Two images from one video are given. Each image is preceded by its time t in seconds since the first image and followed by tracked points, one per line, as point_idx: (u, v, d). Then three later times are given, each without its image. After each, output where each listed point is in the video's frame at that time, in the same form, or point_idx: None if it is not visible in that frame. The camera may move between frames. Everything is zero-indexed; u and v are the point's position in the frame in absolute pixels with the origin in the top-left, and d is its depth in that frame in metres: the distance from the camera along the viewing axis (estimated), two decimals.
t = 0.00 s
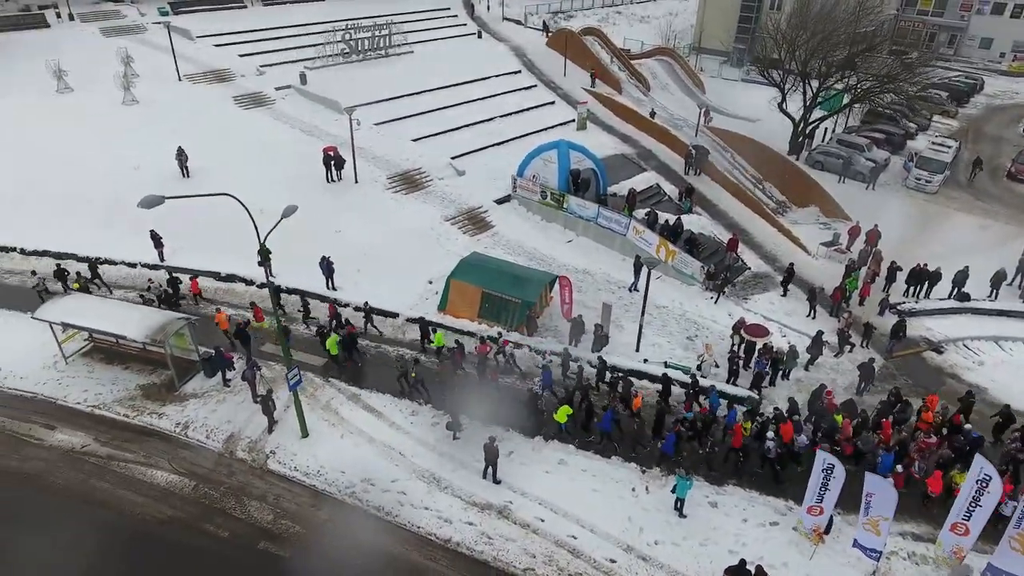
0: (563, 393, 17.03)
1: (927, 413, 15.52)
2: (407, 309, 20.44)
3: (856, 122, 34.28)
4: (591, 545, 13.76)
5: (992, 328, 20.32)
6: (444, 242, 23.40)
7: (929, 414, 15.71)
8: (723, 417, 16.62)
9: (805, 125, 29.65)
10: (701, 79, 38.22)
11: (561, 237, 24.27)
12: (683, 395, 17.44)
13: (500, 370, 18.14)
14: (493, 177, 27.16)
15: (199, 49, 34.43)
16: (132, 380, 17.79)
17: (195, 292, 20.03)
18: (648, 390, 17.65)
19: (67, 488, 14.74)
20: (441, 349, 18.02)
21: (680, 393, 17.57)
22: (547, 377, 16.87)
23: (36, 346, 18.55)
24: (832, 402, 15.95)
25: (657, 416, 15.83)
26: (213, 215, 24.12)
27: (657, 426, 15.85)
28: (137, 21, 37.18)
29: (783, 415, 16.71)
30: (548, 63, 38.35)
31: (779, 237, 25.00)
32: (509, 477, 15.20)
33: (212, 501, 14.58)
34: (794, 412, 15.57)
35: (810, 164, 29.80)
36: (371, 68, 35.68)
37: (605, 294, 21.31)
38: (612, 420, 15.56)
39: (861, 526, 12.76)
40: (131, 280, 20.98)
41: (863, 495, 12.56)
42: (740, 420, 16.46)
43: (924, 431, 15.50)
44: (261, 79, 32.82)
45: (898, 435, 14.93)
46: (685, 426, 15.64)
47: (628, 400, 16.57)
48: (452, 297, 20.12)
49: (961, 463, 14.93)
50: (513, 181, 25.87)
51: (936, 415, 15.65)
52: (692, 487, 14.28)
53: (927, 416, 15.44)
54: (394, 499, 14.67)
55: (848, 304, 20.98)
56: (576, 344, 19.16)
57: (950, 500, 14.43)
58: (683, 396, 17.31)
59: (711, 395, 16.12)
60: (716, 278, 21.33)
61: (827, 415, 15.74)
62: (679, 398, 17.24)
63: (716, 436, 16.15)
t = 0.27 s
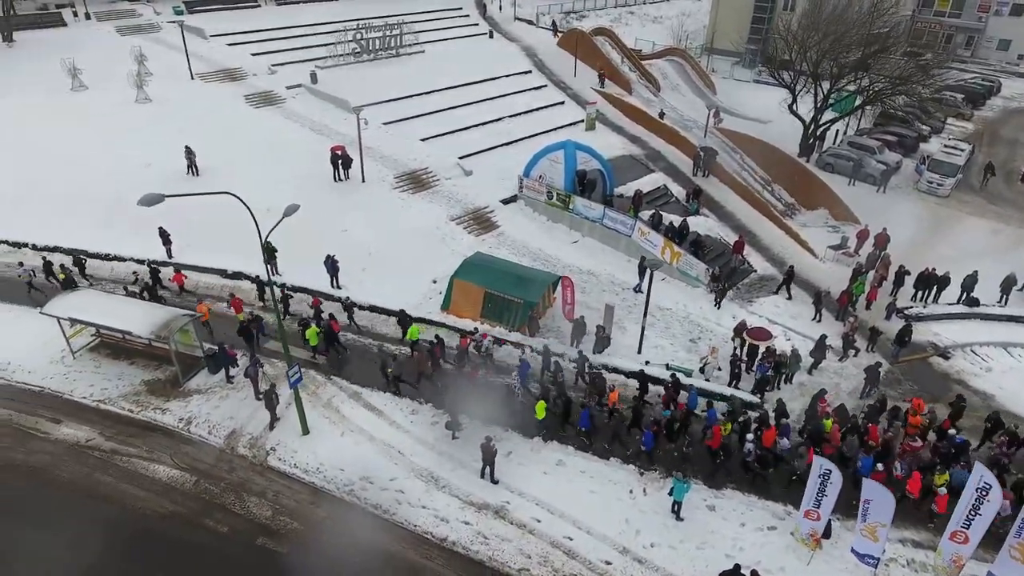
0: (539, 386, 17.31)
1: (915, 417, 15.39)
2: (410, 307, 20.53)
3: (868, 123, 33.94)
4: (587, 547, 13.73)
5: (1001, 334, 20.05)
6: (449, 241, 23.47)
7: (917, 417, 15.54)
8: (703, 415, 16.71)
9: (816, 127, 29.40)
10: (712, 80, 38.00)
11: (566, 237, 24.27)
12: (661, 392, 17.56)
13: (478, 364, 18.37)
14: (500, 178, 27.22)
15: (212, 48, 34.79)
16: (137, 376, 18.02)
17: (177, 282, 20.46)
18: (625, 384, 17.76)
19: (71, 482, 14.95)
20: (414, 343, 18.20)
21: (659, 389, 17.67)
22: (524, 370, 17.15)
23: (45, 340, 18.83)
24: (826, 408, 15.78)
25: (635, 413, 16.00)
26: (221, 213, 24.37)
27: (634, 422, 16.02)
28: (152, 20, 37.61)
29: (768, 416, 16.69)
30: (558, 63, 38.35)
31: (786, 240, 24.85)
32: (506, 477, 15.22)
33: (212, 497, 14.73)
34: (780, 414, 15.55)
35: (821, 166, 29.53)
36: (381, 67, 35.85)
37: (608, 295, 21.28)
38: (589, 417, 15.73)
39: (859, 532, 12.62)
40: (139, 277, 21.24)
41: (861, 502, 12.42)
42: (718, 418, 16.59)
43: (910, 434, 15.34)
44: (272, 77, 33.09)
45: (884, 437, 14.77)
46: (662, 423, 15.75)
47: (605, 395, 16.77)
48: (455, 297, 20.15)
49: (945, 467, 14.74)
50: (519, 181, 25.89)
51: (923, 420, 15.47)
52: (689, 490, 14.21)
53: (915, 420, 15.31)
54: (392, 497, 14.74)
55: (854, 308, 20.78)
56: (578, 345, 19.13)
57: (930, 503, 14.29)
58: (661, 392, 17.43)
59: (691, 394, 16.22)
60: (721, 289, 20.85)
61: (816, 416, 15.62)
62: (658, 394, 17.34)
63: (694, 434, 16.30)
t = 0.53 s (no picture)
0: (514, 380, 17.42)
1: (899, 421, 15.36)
2: (411, 307, 20.59)
3: (876, 125, 33.66)
4: (581, 548, 13.71)
5: (1006, 339, 19.83)
6: (451, 241, 23.52)
7: (899, 421, 15.50)
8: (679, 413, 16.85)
9: (823, 129, 29.20)
10: (720, 80, 37.84)
11: (569, 238, 24.25)
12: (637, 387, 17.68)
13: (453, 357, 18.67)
14: (504, 178, 27.25)
15: (221, 48, 35.05)
16: (139, 372, 18.19)
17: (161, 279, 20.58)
18: (598, 379, 17.91)
19: (71, 477, 15.11)
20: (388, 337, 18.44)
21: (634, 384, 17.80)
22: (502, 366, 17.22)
23: (50, 337, 19.06)
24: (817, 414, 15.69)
25: (611, 411, 16.02)
26: (225, 211, 24.55)
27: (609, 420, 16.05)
28: (162, 20, 37.93)
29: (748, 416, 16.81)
30: (565, 64, 38.33)
31: (790, 242, 24.70)
32: (502, 478, 15.23)
33: (210, 493, 14.84)
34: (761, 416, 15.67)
35: (827, 168, 29.33)
36: (388, 67, 35.98)
37: (609, 296, 21.26)
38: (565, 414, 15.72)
39: (853, 537, 12.54)
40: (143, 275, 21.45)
41: (856, 507, 12.32)
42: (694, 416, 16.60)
43: (892, 437, 15.31)
44: (279, 77, 33.29)
45: (866, 441, 14.65)
46: (637, 419, 15.92)
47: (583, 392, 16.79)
48: (455, 297, 20.18)
49: (924, 470, 14.71)
50: (523, 182, 25.90)
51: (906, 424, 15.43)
52: (685, 493, 14.15)
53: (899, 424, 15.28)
54: (387, 496, 14.80)
55: (857, 311, 20.62)
56: (577, 346, 19.10)
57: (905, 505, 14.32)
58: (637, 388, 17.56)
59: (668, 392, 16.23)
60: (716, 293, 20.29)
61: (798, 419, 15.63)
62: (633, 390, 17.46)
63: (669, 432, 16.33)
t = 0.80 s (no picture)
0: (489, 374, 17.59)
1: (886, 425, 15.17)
2: (411, 307, 20.64)
3: (884, 127, 33.41)
4: (575, 550, 13.69)
5: (1010, 344, 19.63)
6: (453, 241, 23.56)
7: (884, 424, 15.35)
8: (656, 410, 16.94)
9: (828, 131, 29.02)
10: (726, 82, 37.69)
11: (571, 239, 24.24)
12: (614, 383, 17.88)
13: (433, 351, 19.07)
14: (507, 178, 27.26)
15: (228, 48, 35.29)
16: (141, 370, 18.33)
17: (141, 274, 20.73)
18: (575, 375, 18.15)
19: (72, 472, 15.26)
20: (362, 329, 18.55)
21: (610, 380, 18.02)
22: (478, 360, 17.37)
23: (53, 333, 19.24)
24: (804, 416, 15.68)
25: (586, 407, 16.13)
26: (229, 210, 24.70)
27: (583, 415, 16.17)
28: (171, 20, 38.21)
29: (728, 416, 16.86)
30: (571, 64, 38.34)
31: (794, 244, 24.57)
32: (498, 479, 15.23)
33: (207, 490, 14.94)
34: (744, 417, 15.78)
35: (833, 170, 29.15)
36: (394, 67, 36.10)
37: (610, 298, 21.23)
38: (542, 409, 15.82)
39: (849, 544, 12.37)
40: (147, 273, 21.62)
41: (851, 513, 12.17)
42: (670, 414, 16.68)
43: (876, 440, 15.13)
44: (285, 77, 33.47)
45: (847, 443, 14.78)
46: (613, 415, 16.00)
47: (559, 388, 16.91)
48: (455, 297, 20.18)
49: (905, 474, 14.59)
50: (525, 182, 25.92)
51: (892, 427, 15.27)
52: (680, 496, 14.06)
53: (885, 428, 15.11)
54: (383, 495, 14.84)
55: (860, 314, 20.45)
56: (577, 347, 19.07)
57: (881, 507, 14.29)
58: (614, 385, 17.73)
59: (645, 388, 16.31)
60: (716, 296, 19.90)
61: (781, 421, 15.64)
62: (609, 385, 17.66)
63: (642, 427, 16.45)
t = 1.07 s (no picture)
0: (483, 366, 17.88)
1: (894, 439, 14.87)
2: (430, 305, 20.76)
3: (920, 133, 32.60)
4: (583, 554, 13.64)
5: None
6: (474, 240, 23.65)
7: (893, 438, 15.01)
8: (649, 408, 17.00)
9: (861, 136, 28.41)
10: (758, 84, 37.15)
11: (593, 241, 24.12)
12: (606, 378, 17.99)
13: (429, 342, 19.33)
14: (531, 178, 27.27)
15: (262, 45, 35.95)
16: (165, 359, 18.76)
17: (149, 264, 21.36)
18: (569, 369, 18.33)
19: (96, 456, 15.68)
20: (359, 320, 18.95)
21: (603, 375, 18.12)
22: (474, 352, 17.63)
23: (83, 321, 19.80)
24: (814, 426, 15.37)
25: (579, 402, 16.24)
26: (256, 205, 25.15)
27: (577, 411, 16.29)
28: (207, 17, 39.03)
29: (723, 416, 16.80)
30: (600, 66, 38.21)
31: (821, 251, 24.09)
32: (508, 479, 15.23)
33: (224, 479, 15.22)
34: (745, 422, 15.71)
35: (864, 176, 28.54)
36: (423, 66, 36.38)
37: (630, 301, 21.09)
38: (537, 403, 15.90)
39: (862, 559, 12.11)
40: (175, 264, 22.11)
41: (865, 528, 11.93)
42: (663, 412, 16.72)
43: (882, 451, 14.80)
44: (316, 74, 33.96)
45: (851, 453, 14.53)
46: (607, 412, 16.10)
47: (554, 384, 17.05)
48: (474, 296, 20.17)
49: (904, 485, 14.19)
50: (549, 183, 25.87)
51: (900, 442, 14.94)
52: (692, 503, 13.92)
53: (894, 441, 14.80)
54: (394, 491, 14.96)
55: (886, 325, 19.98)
56: (594, 350, 18.95)
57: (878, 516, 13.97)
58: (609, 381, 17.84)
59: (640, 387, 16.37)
60: (735, 304, 19.58)
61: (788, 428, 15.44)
62: (601, 381, 17.77)
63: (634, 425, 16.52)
